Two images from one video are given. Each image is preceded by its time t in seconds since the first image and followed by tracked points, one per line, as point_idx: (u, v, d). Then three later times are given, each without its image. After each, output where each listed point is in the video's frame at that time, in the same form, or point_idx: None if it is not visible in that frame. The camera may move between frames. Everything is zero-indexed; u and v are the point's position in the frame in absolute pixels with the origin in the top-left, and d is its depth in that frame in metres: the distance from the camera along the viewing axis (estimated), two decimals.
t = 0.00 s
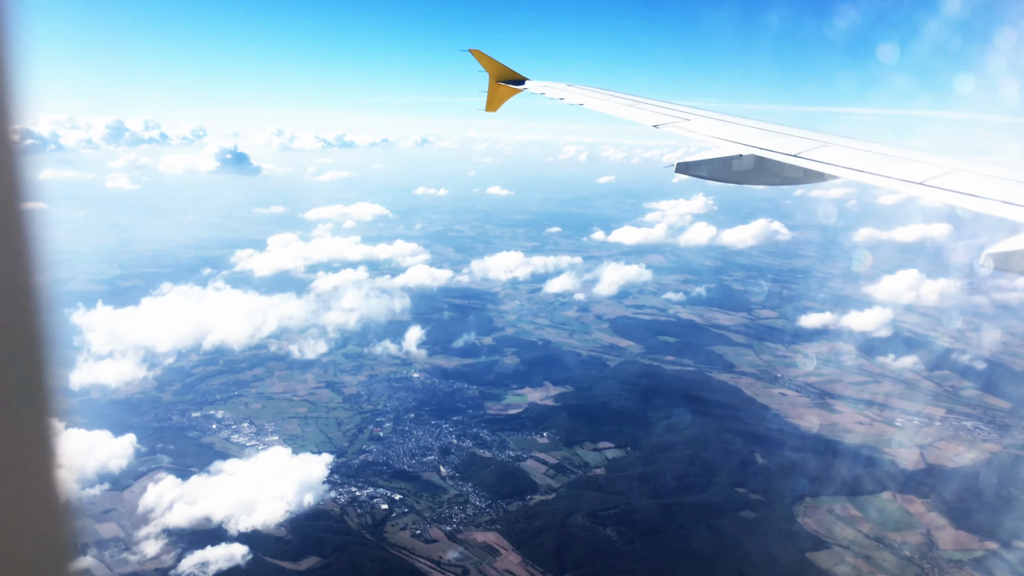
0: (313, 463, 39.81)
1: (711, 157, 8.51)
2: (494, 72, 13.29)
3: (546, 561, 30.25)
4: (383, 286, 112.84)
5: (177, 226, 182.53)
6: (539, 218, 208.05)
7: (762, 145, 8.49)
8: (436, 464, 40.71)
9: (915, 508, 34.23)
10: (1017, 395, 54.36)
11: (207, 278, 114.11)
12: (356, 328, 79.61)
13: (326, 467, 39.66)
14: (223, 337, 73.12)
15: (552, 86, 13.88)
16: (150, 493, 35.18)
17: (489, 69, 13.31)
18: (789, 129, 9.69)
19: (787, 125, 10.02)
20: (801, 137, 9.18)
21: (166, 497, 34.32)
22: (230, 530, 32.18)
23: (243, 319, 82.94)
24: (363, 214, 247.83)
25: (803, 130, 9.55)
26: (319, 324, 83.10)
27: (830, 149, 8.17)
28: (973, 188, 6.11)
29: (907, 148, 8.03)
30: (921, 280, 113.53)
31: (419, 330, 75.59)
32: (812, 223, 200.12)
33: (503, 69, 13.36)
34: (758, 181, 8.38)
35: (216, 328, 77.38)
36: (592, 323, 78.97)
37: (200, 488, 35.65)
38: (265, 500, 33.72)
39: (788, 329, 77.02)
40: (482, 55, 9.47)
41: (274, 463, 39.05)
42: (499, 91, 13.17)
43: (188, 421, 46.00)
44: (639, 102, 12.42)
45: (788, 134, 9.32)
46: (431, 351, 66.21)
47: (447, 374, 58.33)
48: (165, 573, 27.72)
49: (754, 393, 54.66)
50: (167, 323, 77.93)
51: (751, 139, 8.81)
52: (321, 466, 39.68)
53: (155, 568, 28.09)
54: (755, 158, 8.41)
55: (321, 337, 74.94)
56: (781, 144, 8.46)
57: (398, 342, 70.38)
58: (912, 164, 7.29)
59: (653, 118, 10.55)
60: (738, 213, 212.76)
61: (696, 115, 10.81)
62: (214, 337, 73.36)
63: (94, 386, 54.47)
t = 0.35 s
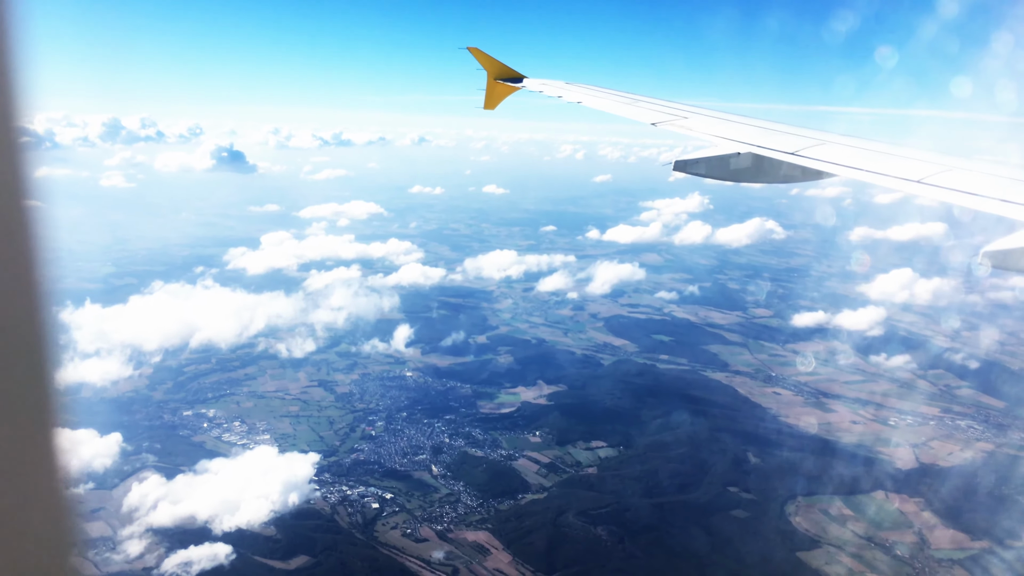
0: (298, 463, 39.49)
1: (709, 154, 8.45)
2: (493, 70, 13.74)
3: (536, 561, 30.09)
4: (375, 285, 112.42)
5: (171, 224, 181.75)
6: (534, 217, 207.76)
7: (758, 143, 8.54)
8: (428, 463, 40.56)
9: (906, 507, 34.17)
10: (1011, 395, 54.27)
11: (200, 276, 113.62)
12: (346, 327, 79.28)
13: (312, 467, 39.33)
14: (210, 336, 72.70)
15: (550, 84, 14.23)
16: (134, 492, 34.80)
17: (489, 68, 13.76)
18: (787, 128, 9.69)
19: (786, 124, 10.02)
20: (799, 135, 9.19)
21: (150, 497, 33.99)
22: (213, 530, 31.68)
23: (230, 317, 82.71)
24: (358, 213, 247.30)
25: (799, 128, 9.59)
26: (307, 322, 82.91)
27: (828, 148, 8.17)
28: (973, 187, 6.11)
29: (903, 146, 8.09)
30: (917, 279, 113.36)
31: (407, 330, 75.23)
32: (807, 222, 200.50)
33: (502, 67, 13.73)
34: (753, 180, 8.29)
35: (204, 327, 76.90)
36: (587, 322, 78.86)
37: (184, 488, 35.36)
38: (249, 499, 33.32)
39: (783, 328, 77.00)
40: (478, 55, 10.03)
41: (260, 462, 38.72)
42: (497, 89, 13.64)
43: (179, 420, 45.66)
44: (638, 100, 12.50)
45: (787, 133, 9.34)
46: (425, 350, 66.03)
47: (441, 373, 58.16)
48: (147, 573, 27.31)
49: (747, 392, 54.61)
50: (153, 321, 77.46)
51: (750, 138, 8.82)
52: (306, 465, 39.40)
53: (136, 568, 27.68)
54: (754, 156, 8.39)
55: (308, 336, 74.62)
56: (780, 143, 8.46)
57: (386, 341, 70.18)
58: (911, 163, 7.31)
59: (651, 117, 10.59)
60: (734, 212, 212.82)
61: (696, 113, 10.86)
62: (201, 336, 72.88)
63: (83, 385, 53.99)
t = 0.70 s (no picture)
0: (285, 457, 39.43)
1: (707, 148, 8.41)
2: (490, 62, 13.63)
3: (526, 555, 30.04)
4: (366, 279, 112.19)
5: (165, 218, 180.96)
6: (530, 211, 207.48)
7: (755, 134, 8.51)
8: (420, 456, 40.57)
9: (897, 500, 34.23)
10: (1002, 388, 54.46)
11: (192, 270, 113.27)
12: (335, 321, 79.21)
13: (298, 461, 39.21)
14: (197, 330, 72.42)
15: (548, 76, 14.18)
16: (119, 485, 34.46)
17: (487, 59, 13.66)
18: (786, 119, 9.65)
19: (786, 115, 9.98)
20: (798, 127, 9.16)
21: (136, 490, 33.73)
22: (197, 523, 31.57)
23: (218, 310, 82.67)
24: (352, 207, 246.77)
25: (795, 120, 9.59)
26: (295, 316, 82.90)
27: (826, 140, 8.14)
28: (970, 179, 6.09)
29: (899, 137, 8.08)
30: (911, 272, 113.52)
31: (396, 323, 75.21)
32: (802, 216, 200.65)
33: (500, 59, 13.60)
34: (752, 173, 8.38)
35: (190, 320, 76.54)
36: (581, 315, 78.90)
37: (170, 482, 35.22)
38: (234, 493, 33.10)
39: (777, 322, 77.09)
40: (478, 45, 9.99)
41: (246, 456, 38.55)
42: (495, 81, 13.50)
43: (172, 413, 45.55)
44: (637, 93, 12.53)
45: (784, 125, 9.32)
46: (420, 343, 65.99)
47: (435, 367, 58.14)
48: (130, 568, 27.08)
49: (741, 385, 54.72)
50: (142, 315, 77.30)
51: (747, 130, 8.82)
52: (293, 459, 39.33)
53: (119, 563, 27.46)
54: (751, 149, 8.38)
55: (296, 329, 74.42)
56: (778, 135, 8.45)
57: (374, 335, 70.12)
58: (909, 154, 7.29)
59: (650, 110, 10.62)
60: (731, 206, 212.70)
61: (694, 105, 10.87)
62: (187, 330, 72.59)
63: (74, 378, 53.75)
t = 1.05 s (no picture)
0: (271, 438, 39.39)
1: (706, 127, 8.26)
2: (488, 43, 13.10)
3: (517, 535, 30.12)
4: (358, 261, 111.57)
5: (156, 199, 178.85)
6: (525, 192, 205.69)
7: (756, 116, 8.41)
8: (413, 438, 40.60)
9: (889, 481, 34.15)
10: (996, 369, 54.33)
11: (183, 251, 112.41)
12: (324, 302, 78.87)
13: (285, 443, 39.17)
14: (186, 311, 72.06)
15: (547, 57, 13.69)
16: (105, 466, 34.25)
17: (485, 40, 13.13)
18: (785, 101, 9.55)
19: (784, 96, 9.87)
20: (797, 109, 9.08)
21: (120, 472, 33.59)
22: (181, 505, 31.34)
23: (206, 291, 82.01)
24: (347, 188, 244.72)
25: (795, 102, 9.41)
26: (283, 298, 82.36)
27: (825, 121, 8.07)
28: (973, 161, 6.03)
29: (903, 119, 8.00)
30: (908, 254, 112.92)
31: (385, 305, 75.04)
32: (801, 197, 198.98)
33: (498, 39, 13.10)
34: (754, 153, 8.08)
35: (178, 302, 76.05)
36: (576, 298, 78.49)
37: (156, 463, 35.03)
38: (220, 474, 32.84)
39: (772, 304, 76.82)
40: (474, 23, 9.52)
41: (234, 438, 38.38)
42: (494, 62, 13.00)
43: (164, 394, 45.55)
44: (635, 73, 12.42)
45: (784, 105, 9.23)
46: (414, 325, 65.83)
47: (428, 348, 58.07)
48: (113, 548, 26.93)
49: (734, 368, 54.63)
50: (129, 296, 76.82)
51: (745, 112, 8.75)
52: (280, 441, 39.24)
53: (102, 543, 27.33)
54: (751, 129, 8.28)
55: (284, 311, 74.12)
56: (777, 116, 8.37)
57: (363, 316, 69.86)
58: (910, 136, 7.23)
59: (649, 91, 10.50)
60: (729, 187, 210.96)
61: (693, 85, 10.76)
62: (175, 311, 72.21)
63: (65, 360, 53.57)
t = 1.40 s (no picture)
0: (259, 432, 39.24)
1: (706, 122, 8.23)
2: (488, 35, 12.79)
3: (509, 527, 30.00)
4: (353, 253, 111.21)
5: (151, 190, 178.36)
6: (523, 185, 204.78)
7: (755, 109, 8.44)
8: (406, 430, 40.53)
9: (882, 475, 33.95)
10: (992, 363, 54.10)
11: (177, 242, 112.06)
12: (314, 294, 78.64)
13: (273, 436, 39.08)
14: (175, 303, 71.82)
15: (547, 49, 13.34)
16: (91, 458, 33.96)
17: (485, 32, 12.82)
18: (784, 93, 9.49)
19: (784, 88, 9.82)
20: (796, 101, 9.01)
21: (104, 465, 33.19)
22: (165, 497, 30.99)
23: (196, 283, 81.71)
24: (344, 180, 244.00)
25: (793, 95, 9.35)
26: (274, 290, 82.10)
27: (825, 114, 8.02)
28: (972, 155, 5.99)
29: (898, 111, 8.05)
30: (907, 248, 112.44)
31: (376, 298, 74.77)
32: (800, 191, 198.10)
33: (497, 31, 12.78)
34: (751, 146, 8.27)
35: (167, 293, 75.75)
36: (573, 290, 78.27)
37: (141, 455, 34.69)
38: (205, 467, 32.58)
39: (769, 297, 76.48)
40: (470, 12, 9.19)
41: (221, 431, 38.15)
42: (494, 54, 12.69)
43: (157, 386, 45.51)
44: (635, 66, 12.35)
45: (783, 98, 9.18)
46: (409, 317, 65.68)
47: (424, 341, 57.93)
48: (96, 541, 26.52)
49: (730, 361, 54.41)
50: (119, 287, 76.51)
51: (744, 104, 8.68)
52: (268, 434, 39.05)
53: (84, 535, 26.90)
54: (750, 123, 8.19)
55: (273, 303, 73.85)
56: (776, 110, 8.30)
57: (353, 308, 69.60)
58: (910, 129, 7.19)
59: (649, 83, 10.39)
60: (729, 180, 209.96)
61: (692, 78, 10.69)
62: (165, 303, 71.96)
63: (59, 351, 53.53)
